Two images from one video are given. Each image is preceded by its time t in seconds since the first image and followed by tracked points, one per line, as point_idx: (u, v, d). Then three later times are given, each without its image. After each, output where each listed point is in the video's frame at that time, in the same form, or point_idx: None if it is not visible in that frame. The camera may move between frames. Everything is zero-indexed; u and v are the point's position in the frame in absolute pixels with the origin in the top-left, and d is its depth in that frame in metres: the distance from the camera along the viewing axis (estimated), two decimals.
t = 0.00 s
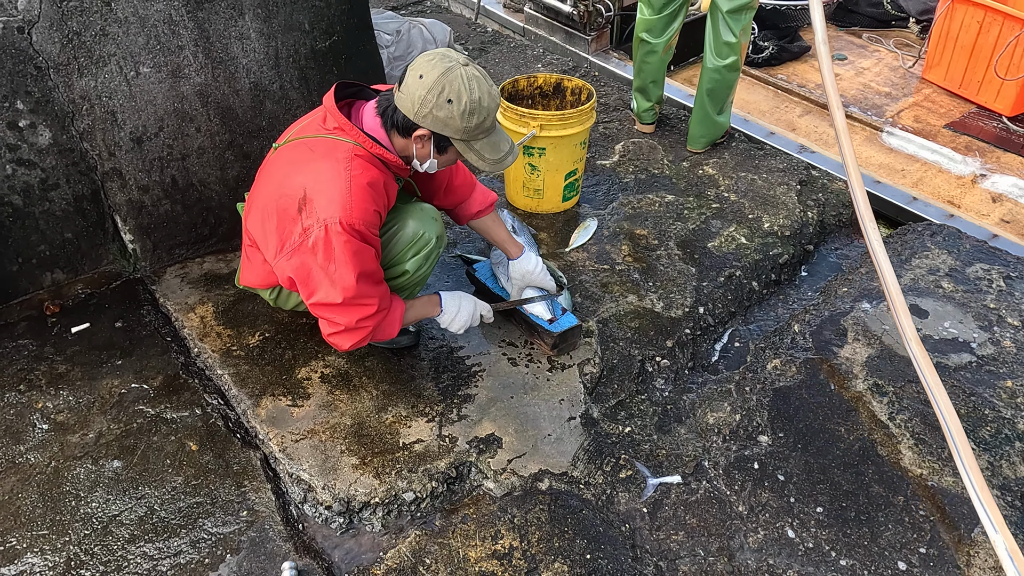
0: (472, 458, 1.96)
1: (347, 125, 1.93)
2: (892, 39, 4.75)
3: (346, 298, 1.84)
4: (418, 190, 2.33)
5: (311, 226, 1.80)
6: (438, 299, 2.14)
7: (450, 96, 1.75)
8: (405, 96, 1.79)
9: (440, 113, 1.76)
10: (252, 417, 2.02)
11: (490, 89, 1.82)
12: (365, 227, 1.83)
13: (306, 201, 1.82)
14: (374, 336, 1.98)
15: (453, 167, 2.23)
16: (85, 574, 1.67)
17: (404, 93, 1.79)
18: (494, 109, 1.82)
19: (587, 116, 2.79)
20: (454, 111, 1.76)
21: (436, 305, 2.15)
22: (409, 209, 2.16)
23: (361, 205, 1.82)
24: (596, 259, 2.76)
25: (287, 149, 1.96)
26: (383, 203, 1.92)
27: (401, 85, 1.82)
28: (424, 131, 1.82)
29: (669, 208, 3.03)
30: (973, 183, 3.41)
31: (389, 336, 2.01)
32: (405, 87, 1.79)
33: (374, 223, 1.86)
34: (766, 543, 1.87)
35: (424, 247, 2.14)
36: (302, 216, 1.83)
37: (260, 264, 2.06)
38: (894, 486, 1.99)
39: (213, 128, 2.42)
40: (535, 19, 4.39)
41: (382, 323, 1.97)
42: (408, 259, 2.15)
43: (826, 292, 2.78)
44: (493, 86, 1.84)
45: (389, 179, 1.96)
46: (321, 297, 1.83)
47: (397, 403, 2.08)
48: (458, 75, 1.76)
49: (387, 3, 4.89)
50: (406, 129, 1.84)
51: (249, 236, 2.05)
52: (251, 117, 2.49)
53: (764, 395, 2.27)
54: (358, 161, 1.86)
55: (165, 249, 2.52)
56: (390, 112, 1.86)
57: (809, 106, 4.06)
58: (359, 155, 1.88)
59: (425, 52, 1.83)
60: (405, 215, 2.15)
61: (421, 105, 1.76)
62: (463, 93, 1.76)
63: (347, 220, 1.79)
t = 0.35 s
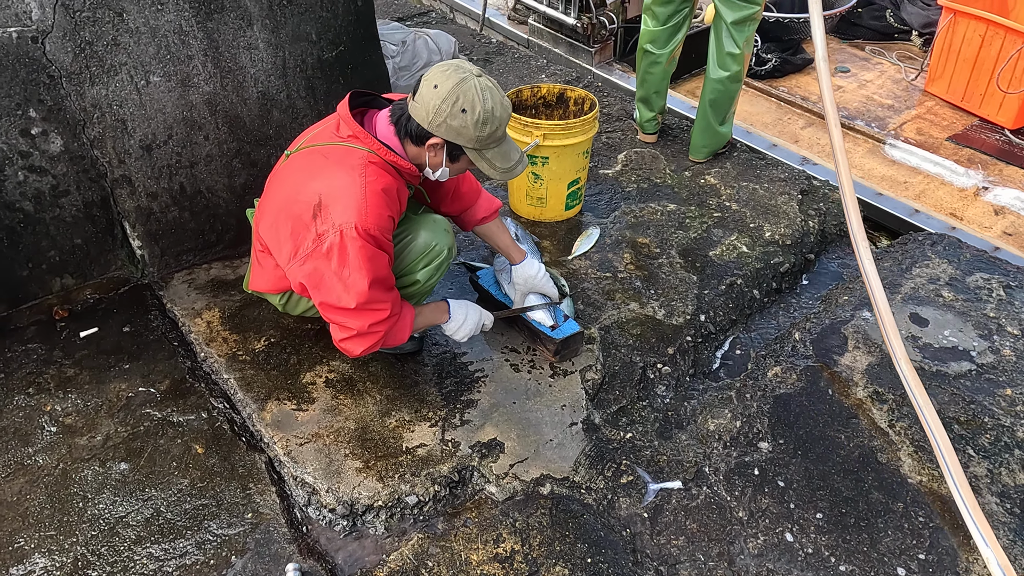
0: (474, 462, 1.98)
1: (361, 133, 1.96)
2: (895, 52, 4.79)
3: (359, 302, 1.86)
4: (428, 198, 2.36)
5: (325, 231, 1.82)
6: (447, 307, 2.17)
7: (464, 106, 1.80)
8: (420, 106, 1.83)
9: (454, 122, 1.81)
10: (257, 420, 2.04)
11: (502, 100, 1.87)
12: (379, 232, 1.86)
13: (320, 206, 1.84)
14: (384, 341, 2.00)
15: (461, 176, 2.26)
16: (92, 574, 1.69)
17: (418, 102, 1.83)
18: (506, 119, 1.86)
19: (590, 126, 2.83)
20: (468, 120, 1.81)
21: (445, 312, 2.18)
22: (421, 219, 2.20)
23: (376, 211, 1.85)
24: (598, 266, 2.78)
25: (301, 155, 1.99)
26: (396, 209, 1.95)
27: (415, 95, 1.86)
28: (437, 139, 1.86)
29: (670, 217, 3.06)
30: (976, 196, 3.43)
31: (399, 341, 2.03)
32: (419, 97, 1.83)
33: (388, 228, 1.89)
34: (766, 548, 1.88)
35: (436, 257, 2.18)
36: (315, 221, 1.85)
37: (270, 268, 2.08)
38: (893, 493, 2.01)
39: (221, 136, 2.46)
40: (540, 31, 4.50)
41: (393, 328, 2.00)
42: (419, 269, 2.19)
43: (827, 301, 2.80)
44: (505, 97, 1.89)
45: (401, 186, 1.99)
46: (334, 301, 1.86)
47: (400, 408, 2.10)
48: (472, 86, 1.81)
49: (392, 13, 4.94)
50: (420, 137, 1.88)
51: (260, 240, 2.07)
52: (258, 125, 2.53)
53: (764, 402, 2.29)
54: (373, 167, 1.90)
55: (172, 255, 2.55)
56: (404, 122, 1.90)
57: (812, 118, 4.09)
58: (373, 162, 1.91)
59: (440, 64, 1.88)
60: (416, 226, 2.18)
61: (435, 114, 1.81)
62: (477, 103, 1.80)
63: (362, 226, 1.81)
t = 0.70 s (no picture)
0: (477, 463, 2.01)
1: (393, 140, 2.00)
2: (896, 63, 4.84)
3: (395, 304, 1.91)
4: (448, 201, 2.40)
5: (362, 236, 1.86)
6: (475, 308, 2.22)
7: (498, 116, 1.85)
8: (453, 114, 1.87)
9: (487, 131, 1.85)
10: (264, 422, 2.07)
11: (532, 110, 1.93)
12: (416, 235, 1.90)
13: (357, 211, 1.87)
14: (420, 340, 2.05)
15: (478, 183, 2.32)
16: (102, 571, 1.73)
17: (452, 111, 1.88)
18: (535, 129, 1.92)
19: (591, 134, 2.87)
20: (500, 130, 1.86)
21: (471, 313, 2.23)
22: (445, 229, 2.28)
23: (412, 215, 1.89)
24: (600, 272, 2.82)
25: (330, 160, 2.01)
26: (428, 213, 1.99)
27: (448, 104, 1.90)
28: (468, 147, 1.91)
29: (671, 224, 3.10)
30: (977, 207, 3.47)
31: (433, 340, 2.09)
32: (452, 106, 1.87)
33: (423, 232, 1.93)
34: (764, 548, 1.91)
35: (458, 267, 2.26)
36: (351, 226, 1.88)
37: (299, 269, 2.11)
38: (890, 494, 2.03)
39: (229, 143, 2.51)
40: (542, 41, 4.57)
41: (428, 327, 2.05)
42: (442, 278, 2.27)
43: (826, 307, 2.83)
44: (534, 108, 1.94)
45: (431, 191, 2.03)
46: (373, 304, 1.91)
47: (404, 410, 2.13)
48: (505, 96, 1.86)
49: (396, 24, 5.01)
50: (451, 146, 1.93)
51: (287, 242, 2.09)
52: (265, 133, 2.58)
53: (763, 406, 2.32)
54: (406, 173, 1.93)
55: (180, 260, 2.60)
56: (436, 129, 1.95)
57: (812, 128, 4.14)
58: (406, 168, 1.95)
59: (471, 74, 1.93)
60: (441, 236, 2.26)
61: (468, 123, 1.85)
62: (509, 113, 1.85)
63: (399, 230, 1.85)
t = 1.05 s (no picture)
0: (474, 460, 2.05)
1: (408, 144, 2.05)
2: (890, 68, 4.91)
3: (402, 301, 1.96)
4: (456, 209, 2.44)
5: (373, 233, 1.91)
6: (464, 307, 2.27)
7: (515, 132, 1.96)
8: (472, 126, 1.97)
9: (503, 146, 1.96)
10: (264, 421, 2.11)
11: (545, 130, 2.05)
12: (426, 236, 1.95)
13: (370, 210, 1.92)
14: (413, 340, 2.09)
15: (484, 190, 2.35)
16: (106, 567, 1.75)
17: (471, 123, 1.97)
18: (548, 149, 2.05)
19: (585, 138, 2.92)
20: (515, 146, 1.97)
21: (462, 311, 2.28)
22: (452, 235, 2.37)
23: (423, 216, 1.94)
24: (595, 274, 2.86)
25: (345, 159, 2.06)
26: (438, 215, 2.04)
27: (467, 115, 2.00)
28: (483, 159, 2.01)
29: (665, 226, 3.14)
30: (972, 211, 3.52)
31: (424, 341, 2.12)
32: (472, 117, 1.97)
33: (433, 233, 1.98)
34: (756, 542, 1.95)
35: (462, 271, 2.34)
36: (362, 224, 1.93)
37: (308, 265, 2.15)
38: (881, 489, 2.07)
39: (229, 147, 2.54)
40: (540, 47, 4.70)
41: (421, 328, 2.08)
42: (445, 281, 2.33)
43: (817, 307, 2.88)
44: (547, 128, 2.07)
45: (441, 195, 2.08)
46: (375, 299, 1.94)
47: (403, 408, 2.17)
48: (523, 114, 1.98)
49: (392, 30, 5.06)
50: (465, 155, 2.01)
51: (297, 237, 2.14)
52: (264, 137, 2.62)
53: (755, 403, 2.35)
54: (419, 176, 1.99)
55: (181, 263, 2.63)
56: (453, 138, 2.03)
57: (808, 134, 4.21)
58: (420, 171, 2.00)
59: (493, 89, 2.03)
60: (446, 242, 2.35)
61: (487, 136, 1.96)
62: (526, 131, 1.97)
63: (410, 230, 1.90)
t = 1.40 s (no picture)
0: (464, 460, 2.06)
1: (404, 143, 2.08)
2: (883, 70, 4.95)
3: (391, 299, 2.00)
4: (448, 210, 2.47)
5: (367, 232, 1.95)
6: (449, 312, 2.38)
7: (510, 141, 1.94)
8: (469, 133, 1.96)
9: (498, 154, 1.95)
10: (254, 421, 2.11)
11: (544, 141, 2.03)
12: (418, 235, 1.98)
13: (364, 210, 1.96)
14: (399, 338, 2.12)
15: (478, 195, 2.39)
16: (96, 568, 1.76)
17: (469, 129, 1.97)
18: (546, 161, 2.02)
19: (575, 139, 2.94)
20: (510, 155, 1.95)
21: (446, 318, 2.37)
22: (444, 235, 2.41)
23: (416, 216, 1.97)
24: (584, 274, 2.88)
25: (340, 158, 2.08)
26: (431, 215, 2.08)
27: (467, 122, 2.00)
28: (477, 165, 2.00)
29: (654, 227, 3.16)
30: (966, 211, 3.56)
31: (410, 340, 2.15)
32: (470, 124, 1.97)
33: (426, 232, 2.02)
34: (743, 538, 1.97)
35: (454, 272, 2.40)
36: (357, 223, 1.97)
37: (301, 262, 2.18)
38: (866, 484, 2.09)
39: (219, 150, 2.55)
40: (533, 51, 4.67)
41: (405, 328, 2.12)
42: (439, 282, 2.39)
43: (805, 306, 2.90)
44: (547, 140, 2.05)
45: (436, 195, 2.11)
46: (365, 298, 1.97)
47: (393, 408, 2.18)
48: (521, 124, 1.96)
49: (383, 33, 5.07)
50: (460, 160, 2.03)
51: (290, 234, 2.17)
52: (254, 139, 2.63)
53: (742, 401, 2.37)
54: (415, 176, 2.02)
55: (171, 265, 2.64)
56: (448, 141, 2.05)
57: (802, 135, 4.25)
58: (415, 172, 2.03)
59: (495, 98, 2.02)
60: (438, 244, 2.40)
61: (482, 143, 1.95)
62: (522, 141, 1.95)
63: (403, 230, 1.94)
